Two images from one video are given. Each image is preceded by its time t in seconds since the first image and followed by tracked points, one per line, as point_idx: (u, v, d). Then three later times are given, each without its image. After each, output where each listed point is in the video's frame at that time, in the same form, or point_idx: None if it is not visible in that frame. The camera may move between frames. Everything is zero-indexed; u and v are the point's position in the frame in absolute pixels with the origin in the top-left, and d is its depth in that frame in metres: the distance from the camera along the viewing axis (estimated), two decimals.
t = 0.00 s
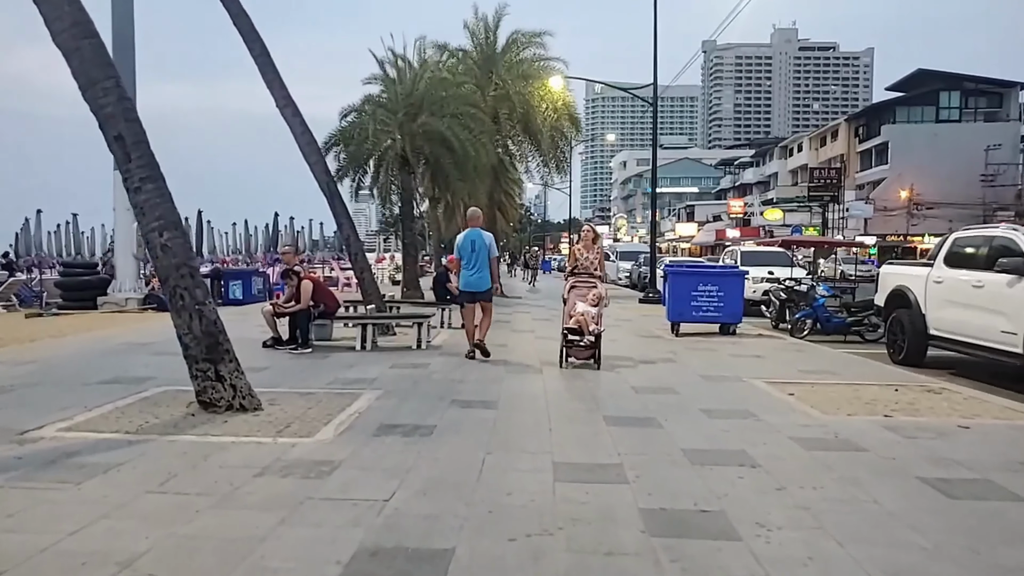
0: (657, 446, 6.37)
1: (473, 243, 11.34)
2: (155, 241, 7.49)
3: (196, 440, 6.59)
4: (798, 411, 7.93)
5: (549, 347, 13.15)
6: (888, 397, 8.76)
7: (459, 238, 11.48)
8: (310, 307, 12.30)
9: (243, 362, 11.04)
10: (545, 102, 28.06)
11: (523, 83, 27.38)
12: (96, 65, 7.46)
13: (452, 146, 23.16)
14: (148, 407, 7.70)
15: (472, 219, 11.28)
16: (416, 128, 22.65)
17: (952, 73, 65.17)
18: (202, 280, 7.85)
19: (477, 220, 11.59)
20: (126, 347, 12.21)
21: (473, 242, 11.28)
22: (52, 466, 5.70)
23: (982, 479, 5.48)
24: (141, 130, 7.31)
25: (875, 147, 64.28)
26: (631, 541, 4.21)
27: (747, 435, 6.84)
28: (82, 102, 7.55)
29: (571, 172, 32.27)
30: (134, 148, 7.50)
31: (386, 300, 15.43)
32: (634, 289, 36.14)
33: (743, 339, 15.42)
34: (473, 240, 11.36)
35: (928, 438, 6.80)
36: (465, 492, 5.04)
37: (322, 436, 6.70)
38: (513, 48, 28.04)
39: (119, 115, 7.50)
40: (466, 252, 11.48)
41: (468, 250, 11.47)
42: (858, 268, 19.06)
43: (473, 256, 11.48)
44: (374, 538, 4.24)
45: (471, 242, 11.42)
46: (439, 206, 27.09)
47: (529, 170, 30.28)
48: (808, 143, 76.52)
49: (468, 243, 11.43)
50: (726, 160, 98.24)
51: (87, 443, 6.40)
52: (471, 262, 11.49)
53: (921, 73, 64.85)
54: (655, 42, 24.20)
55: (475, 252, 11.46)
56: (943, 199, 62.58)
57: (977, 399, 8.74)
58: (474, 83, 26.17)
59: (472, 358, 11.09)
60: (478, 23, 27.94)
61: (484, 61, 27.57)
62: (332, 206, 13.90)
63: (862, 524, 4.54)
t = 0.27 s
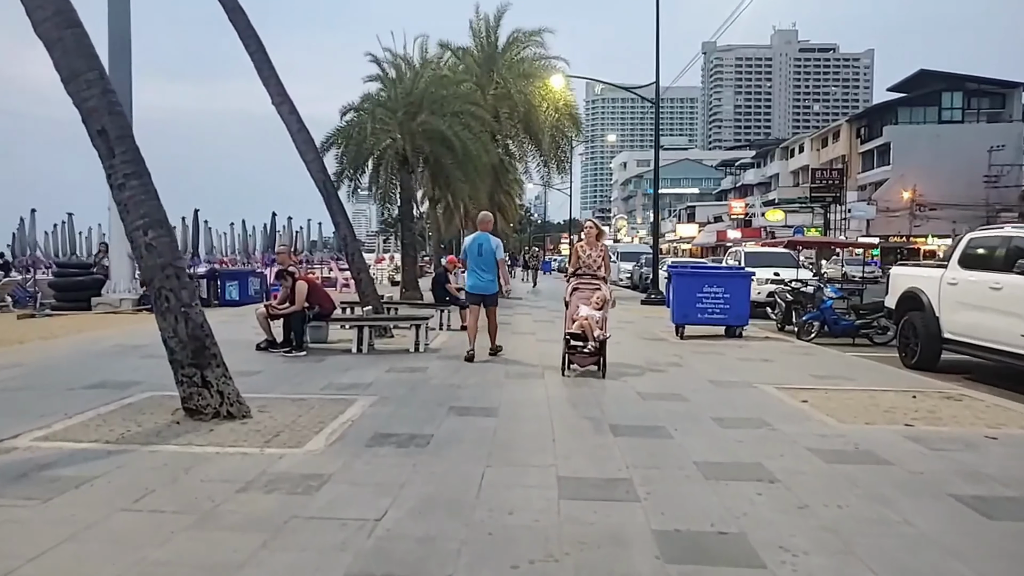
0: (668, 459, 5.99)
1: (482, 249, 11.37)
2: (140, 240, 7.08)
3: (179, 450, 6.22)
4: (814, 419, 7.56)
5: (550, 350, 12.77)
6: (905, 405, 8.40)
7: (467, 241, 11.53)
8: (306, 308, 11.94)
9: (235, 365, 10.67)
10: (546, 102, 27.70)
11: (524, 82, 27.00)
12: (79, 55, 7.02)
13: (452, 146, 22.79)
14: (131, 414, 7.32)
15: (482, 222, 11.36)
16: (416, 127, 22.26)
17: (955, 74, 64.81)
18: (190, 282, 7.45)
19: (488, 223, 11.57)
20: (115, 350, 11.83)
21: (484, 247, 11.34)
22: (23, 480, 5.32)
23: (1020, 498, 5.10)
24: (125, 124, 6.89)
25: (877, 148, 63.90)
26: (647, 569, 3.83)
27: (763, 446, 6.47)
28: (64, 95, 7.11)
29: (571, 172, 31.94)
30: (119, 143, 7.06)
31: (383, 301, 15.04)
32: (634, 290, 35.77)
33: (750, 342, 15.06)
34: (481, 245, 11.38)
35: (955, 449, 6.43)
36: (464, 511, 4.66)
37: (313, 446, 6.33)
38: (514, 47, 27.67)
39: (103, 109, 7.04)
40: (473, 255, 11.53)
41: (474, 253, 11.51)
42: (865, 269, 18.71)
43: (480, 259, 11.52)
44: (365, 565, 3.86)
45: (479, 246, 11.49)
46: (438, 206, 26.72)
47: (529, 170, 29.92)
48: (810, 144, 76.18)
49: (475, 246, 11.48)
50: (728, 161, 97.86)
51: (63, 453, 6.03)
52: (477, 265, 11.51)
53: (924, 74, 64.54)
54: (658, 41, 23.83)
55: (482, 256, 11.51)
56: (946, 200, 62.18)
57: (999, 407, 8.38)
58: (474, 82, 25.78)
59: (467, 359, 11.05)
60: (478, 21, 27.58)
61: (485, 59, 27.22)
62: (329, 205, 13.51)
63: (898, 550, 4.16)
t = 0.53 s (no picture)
0: (680, 472, 5.61)
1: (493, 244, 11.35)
2: (120, 239, 6.70)
3: (160, 461, 5.84)
4: (832, 427, 7.17)
5: (553, 353, 12.39)
6: (926, 410, 8.01)
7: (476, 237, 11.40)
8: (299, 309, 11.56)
9: (227, 369, 10.29)
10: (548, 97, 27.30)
11: (525, 78, 26.58)
12: (55, 43, 6.63)
13: (452, 143, 22.40)
14: (111, 421, 6.95)
15: (496, 219, 11.42)
16: (415, 123, 21.86)
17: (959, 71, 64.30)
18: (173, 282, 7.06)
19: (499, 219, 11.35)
20: (103, 352, 11.45)
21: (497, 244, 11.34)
22: None
23: None
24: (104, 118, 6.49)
25: (881, 146, 63.44)
26: None
27: (781, 457, 6.08)
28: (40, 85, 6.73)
29: (572, 170, 31.54)
30: (97, 136, 6.69)
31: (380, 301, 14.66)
32: (637, 289, 35.35)
33: (757, 344, 14.67)
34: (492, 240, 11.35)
35: (985, 459, 6.04)
36: (462, 535, 4.28)
37: (301, 457, 5.95)
38: (515, 42, 27.26)
39: (79, 99, 6.67)
40: (483, 252, 11.42)
41: (484, 251, 11.43)
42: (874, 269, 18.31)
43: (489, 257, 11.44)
44: None
45: (490, 243, 11.44)
46: (438, 204, 26.33)
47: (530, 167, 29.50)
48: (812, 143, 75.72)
49: (486, 242, 11.40)
50: (729, 160, 97.41)
51: (35, 466, 5.65)
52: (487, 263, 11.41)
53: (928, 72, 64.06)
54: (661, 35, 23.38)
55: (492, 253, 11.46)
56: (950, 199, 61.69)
57: None
58: (474, 78, 25.36)
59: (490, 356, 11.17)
60: (478, 16, 27.17)
61: (486, 55, 26.82)
62: (324, 202, 13.13)
63: None
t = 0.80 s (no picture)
0: (703, 489, 5.23)
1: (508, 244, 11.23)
2: (109, 237, 6.35)
3: (149, 473, 5.49)
4: (861, 438, 6.77)
5: (563, 355, 12.02)
6: (960, 419, 7.59)
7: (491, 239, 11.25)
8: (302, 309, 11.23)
9: (227, 372, 9.96)
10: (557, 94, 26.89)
11: (534, 74, 26.19)
12: (42, 31, 6.29)
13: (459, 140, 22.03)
14: (100, 427, 6.61)
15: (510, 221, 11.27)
16: (422, 120, 21.51)
17: (974, 68, 63.44)
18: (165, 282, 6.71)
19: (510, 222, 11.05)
20: (101, 353, 11.14)
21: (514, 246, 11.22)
22: None
23: None
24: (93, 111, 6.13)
25: (893, 144, 62.68)
26: None
27: (812, 472, 5.69)
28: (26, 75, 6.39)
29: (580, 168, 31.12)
30: (85, 129, 6.33)
31: (385, 302, 14.31)
32: (646, 289, 34.89)
33: (774, 346, 14.25)
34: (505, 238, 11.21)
35: None
36: (470, 561, 3.91)
37: (298, 470, 5.60)
38: (523, 38, 26.87)
39: (67, 90, 6.31)
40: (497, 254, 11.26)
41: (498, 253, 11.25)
42: (893, 269, 17.83)
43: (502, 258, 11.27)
44: None
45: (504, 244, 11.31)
46: (445, 203, 25.96)
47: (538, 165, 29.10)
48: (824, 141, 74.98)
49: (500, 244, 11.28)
50: (739, 159, 96.68)
51: (17, 477, 5.31)
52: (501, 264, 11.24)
53: (943, 68, 63.22)
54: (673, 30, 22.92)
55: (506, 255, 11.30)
56: (964, 197, 60.87)
57: None
58: (482, 75, 24.99)
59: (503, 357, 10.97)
60: (486, 12, 26.79)
61: (493, 51, 26.44)
62: (328, 199, 12.79)
63: None
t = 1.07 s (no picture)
0: (746, 508, 4.82)
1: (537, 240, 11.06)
2: (114, 234, 6.04)
3: (152, 484, 5.18)
4: (911, 451, 6.30)
5: (588, 358, 11.62)
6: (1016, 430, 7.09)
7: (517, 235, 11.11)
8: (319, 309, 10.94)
9: (241, 374, 9.67)
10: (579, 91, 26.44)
11: (555, 70, 25.76)
12: (45, 18, 5.98)
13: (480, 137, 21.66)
14: (106, 434, 6.33)
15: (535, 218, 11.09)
16: (442, 117, 21.16)
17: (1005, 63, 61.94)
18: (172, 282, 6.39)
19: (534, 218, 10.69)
20: (115, 354, 10.91)
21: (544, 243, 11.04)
22: None
23: None
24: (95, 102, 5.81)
25: (921, 141, 61.37)
26: None
27: (863, 489, 5.24)
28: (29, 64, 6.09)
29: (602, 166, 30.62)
30: (89, 121, 6.02)
31: (404, 301, 13.99)
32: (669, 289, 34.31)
33: (806, 349, 13.72)
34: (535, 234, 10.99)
35: None
36: None
37: (310, 483, 5.27)
38: (544, 34, 26.46)
39: (71, 80, 6.00)
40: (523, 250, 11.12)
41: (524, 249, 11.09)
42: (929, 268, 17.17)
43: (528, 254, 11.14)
44: None
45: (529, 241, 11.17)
46: (465, 201, 25.61)
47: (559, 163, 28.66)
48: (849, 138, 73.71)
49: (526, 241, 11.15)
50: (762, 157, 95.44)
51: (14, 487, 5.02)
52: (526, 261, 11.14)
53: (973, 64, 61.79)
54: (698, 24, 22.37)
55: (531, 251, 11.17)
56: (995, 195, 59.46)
57: None
58: (503, 71, 24.60)
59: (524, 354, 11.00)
60: (507, 8, 26.42)
61: (514, 47, 26.06)
62: (346, 197, 12.47)
63: None
